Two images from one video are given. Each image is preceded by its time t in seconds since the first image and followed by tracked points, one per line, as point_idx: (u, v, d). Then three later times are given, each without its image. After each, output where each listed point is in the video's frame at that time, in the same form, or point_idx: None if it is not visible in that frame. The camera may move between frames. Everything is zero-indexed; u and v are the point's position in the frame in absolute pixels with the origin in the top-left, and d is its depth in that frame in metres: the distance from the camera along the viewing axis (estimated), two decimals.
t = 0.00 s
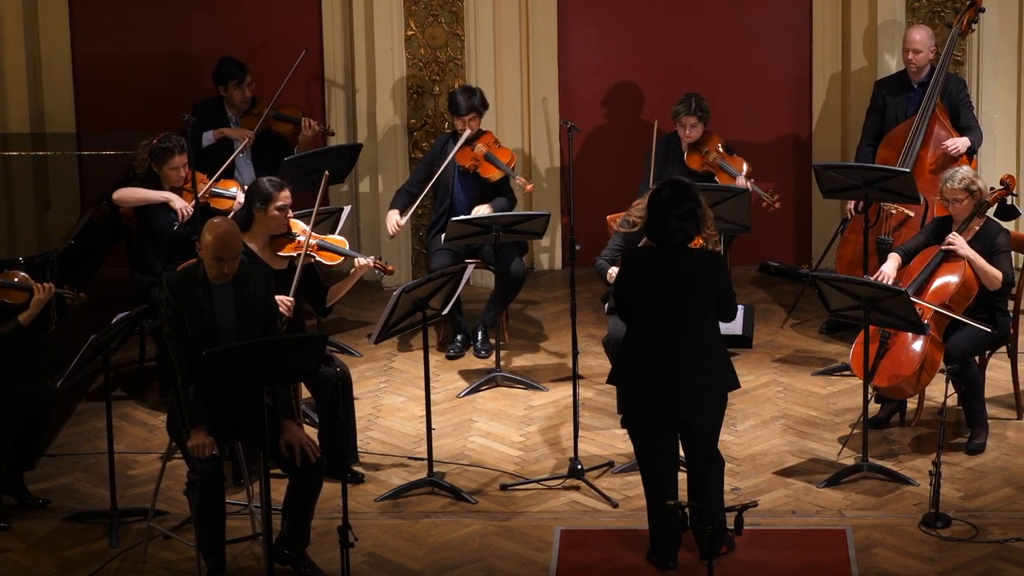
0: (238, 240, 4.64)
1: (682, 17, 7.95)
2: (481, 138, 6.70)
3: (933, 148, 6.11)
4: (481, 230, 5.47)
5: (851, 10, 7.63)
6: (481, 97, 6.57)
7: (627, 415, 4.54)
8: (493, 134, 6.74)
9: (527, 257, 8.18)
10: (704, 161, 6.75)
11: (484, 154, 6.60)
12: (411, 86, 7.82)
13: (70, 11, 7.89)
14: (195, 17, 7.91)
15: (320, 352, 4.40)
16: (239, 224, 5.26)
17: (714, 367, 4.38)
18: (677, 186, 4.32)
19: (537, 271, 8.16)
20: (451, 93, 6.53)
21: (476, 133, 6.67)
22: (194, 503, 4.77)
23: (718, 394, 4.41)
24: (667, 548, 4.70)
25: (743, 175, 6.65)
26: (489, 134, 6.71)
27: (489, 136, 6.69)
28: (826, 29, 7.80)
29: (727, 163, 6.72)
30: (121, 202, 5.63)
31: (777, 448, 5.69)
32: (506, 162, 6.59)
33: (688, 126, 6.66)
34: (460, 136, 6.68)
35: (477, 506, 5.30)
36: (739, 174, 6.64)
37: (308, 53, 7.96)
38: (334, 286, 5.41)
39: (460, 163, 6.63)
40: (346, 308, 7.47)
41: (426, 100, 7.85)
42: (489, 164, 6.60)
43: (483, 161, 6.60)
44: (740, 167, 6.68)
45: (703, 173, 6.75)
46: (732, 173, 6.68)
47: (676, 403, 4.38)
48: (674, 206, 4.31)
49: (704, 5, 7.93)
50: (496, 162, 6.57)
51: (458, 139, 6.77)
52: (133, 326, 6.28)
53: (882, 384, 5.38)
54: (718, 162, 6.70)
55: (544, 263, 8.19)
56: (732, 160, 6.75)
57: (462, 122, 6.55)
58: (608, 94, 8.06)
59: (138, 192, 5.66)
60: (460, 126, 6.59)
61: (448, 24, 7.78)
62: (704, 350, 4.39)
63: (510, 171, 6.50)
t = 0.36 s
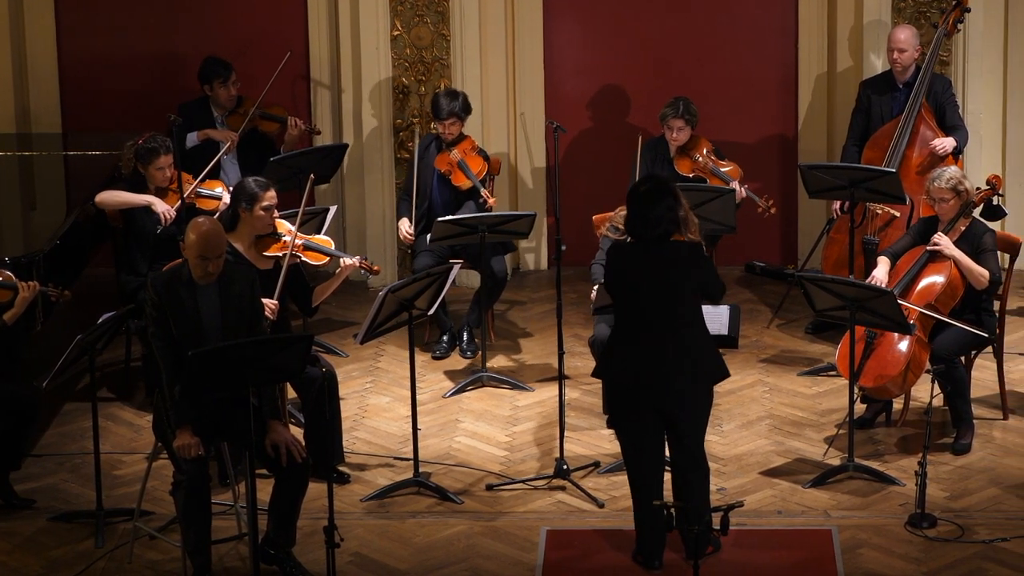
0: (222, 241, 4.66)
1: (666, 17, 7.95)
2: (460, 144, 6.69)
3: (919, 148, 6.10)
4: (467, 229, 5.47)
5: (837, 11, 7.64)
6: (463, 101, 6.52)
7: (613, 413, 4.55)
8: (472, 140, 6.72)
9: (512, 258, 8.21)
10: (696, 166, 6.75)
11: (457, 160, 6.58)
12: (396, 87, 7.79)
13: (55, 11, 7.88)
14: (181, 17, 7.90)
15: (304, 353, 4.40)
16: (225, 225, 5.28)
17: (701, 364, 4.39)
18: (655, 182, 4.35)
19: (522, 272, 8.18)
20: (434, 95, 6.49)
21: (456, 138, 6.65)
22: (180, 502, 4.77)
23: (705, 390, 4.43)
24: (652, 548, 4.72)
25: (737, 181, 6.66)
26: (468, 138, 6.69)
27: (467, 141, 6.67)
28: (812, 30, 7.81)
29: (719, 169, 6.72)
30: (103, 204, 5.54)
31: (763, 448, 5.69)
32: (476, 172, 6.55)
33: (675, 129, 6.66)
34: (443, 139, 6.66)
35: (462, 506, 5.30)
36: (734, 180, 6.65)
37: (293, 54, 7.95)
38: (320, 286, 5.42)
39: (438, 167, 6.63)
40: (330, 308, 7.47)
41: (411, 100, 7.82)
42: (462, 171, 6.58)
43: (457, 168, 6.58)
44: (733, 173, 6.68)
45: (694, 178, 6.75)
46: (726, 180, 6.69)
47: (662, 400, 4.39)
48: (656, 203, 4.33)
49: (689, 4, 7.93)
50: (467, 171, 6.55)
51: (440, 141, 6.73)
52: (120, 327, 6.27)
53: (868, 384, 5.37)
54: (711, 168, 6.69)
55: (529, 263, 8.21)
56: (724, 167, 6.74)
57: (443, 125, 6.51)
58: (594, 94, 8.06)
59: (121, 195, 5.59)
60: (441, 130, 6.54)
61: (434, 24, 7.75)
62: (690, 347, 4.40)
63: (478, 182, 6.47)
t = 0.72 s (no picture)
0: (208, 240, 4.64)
1: (651, 17, 7.95)
2: (444, 146, 6.70)
3: (904, 149, 6.10)
4: (451, 230, 5.46)
5: (823, 11, 7.64)
6: (447, 102, 6.52)
7: (601, 413, 4.56)
8: (456, 141, 6.73)
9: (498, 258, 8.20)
10: (683, 168, 6.75)
11: (444, 162, 6.58)
12: (381, 87, 7.81)
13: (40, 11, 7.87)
14: (167, 17, 7.90)
15: (291, 352, 4.40)
16: (209, 225, 5.28)
17: (693, 362, 4.43)
18: (646, 181, 4.41)
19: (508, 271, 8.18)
20: (416, 98, 6.50)
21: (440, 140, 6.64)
22: (166, 502, 4.77)
23: (696, 388, 4.46)
24: (637, 549, 4.71)
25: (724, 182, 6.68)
26: (453, 140, 6.70)
27: (452, 142, 6.68)
28: (798, 31, 7.81)
29: (707, 170, 6.74)
30: (86, 205, 5.56)
31: (748, 448, 5.69)
32: (462, 173, 6.56)
33: (663, 130, 6.66)
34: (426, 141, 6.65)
35: (448, 506, 5.30)
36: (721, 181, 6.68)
37: (279, 51, 7.93)
38: (305, 286, 5.42)
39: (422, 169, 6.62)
40: (316, 308, 7.47)
41: (396, 100, 7.84)
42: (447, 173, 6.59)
43: (443, 170, 6.59)
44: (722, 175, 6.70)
45: (682, 179, 6.75)
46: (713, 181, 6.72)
47: (655, 399, 4.42)
48: (649, 201, 4.38)
49: (673, 3, 7.93)
50: (453, 173, 6.55)
51: (424, 143, 6.73)
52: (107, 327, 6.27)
53: (854, 385, 5.36)
54: (699, 170, 6.71)
55: (516, 263, 8.21)
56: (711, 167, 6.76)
57: (427, 127, 6.51)
58: (579, 94, 8.06)
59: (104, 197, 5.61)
60: (425, 132, 6.55)
61: (420, 24, 7.78)
62: (682, 344, 4.42)
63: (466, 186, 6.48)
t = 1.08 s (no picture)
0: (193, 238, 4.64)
1: (637, 17, 7.95)
2: (430, 145, 6.70)
3: (888, 150, 6.09)
4: (437, 230, 5.47)
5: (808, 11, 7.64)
6: (431, 102, 6.53)
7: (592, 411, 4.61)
8: (442, 140, 6.73)
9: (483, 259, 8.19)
10: (670, 167, 6.75)
11: (430, 162, 6.59)
12: (367, 87, 7.80)
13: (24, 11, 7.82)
14: (152, 17, 7.87)
15: (277, 353, 4.40)
16: (194, 225, 5.28)
17: (683, 365, 4.47)
18: (647, 187, 4.46)
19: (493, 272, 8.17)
20: (402, 98, 6.49)
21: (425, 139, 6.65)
22: (152, 503, 4.77)
23: (686, 391, 4.50)
24: (622, 548, 4.74)
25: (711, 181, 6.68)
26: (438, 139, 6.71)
27: (438, 141, 6.68)
28: (783, 30, 7.83)
29: (694, 169, 6.73)
30: (70, 209, 5.58)
31: (733, 448, 5.69)
32: (450, 172, 6.58)
33: (652, 128, 6.64)
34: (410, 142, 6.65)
35: (433, 506, 5.30)
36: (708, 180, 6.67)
37: (264, 51, 7.94)
38: (291, 286, 5.43)
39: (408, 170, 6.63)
40: (301, 309, 7.46)
41: (381, 101, 7.83)
42: (435, 173, 6.60)
43: (429, 169, 6.59)
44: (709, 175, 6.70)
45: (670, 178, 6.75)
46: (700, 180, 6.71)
47: (644, 400, 4.47)
48: (650, 204, 4.42)
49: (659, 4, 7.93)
50: (440, 173, 6.57)
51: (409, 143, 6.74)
52: (93, 327, 6.26)
53: (839, 385, 5.36)
54: (686, 169, 6.70)
55: (500, 263, 8.20)
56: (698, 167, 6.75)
57: (412, 127, 6.51)
58: (565, 94, 8.05)
59: (89, 201, 5.62)
60: (410, 132, 6.56)
61: (405, 24, 7.78)
62: (673, 347, 4.46)
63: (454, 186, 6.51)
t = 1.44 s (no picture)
0: (177, 239, 4.65)
1: (622, 18, 7.95)
2: (419, 144, 6.70)
3: (873, 150, 6.09)
4: (422, 230, 5.47)
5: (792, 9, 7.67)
6: (418, 101, 6.52)
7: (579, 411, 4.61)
8: (430, 138, 6.74)
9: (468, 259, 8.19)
10: (658, 167, 6.74)
11: (422, 160, 6.58)
12: (351, 88, 7.79)
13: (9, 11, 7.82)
14: (137, 17, 7.86)
15: (261, 354, 4.40)
16: (179, 225, 5.28)
17: (670, 366, 4.45)
18: (641, 185, 4.42)
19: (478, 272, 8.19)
20: (388, 98, 6.48)
21: (413, 138, 6.65)
22: (136, 503, 4.76)
23: (672, 391, 4.49)
24: (607, 549, 4.74)
25: (700, 181, 6.70)
26: (426, 138, 6.72)
27: (426, 139, 6.70)
28: (768, 31, 7.82)
29: (682, 169, 6.74)
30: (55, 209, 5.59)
31: (718, 448, 5.69)
32: (445, 168, 6.57)
33: (642, 128, 6.65)
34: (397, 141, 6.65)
35: (418, 507, 5.30)
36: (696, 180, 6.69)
37: (248, 51, 7.93)
38: (275, 287, 5.43)
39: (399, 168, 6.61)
40: (286, 309, 7.46)
41: (366, 101, 7.82)
42: (428, 170, 6.59)
43: (422, 167, 6.58)
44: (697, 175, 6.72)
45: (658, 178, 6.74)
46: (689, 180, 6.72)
47: (630, 399, 4.45)
48: (642, 204, 4.39)
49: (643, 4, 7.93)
50: (435, 169, 6.56)
51: (395, 143, 6.74)
52: (78, 328, 6.26)
53: (823, 385, 5.36)
54: (675, 169, 6.71)
55: (486, 263, 8.21)
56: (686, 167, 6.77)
57: (400, 127, 6.51)
58: (551, 94, 8.05)
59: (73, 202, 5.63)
60: (398, 131, 6.55)
61: (390, 25, 7.76)
62: (660, 348, 4.45)
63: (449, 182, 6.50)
